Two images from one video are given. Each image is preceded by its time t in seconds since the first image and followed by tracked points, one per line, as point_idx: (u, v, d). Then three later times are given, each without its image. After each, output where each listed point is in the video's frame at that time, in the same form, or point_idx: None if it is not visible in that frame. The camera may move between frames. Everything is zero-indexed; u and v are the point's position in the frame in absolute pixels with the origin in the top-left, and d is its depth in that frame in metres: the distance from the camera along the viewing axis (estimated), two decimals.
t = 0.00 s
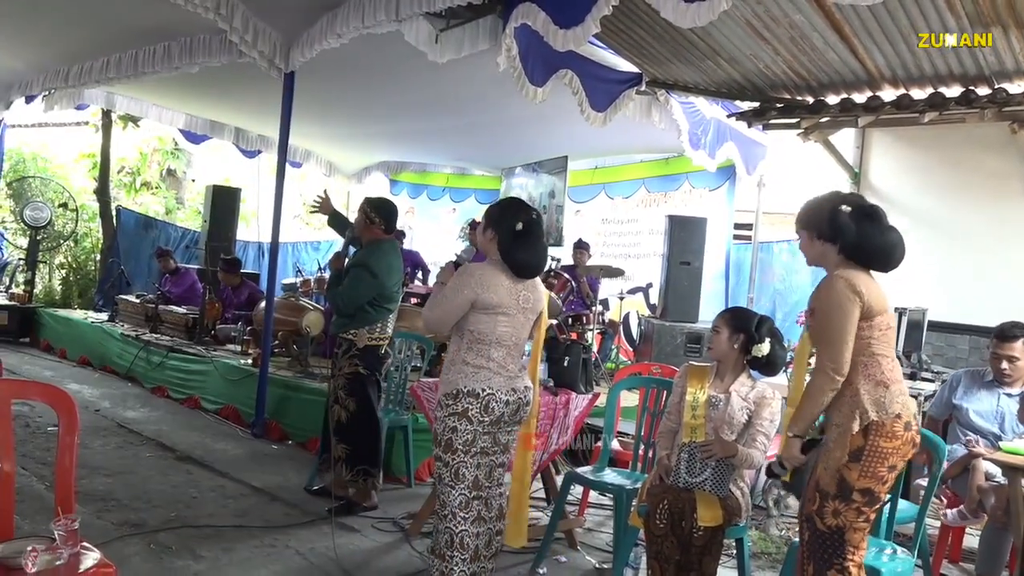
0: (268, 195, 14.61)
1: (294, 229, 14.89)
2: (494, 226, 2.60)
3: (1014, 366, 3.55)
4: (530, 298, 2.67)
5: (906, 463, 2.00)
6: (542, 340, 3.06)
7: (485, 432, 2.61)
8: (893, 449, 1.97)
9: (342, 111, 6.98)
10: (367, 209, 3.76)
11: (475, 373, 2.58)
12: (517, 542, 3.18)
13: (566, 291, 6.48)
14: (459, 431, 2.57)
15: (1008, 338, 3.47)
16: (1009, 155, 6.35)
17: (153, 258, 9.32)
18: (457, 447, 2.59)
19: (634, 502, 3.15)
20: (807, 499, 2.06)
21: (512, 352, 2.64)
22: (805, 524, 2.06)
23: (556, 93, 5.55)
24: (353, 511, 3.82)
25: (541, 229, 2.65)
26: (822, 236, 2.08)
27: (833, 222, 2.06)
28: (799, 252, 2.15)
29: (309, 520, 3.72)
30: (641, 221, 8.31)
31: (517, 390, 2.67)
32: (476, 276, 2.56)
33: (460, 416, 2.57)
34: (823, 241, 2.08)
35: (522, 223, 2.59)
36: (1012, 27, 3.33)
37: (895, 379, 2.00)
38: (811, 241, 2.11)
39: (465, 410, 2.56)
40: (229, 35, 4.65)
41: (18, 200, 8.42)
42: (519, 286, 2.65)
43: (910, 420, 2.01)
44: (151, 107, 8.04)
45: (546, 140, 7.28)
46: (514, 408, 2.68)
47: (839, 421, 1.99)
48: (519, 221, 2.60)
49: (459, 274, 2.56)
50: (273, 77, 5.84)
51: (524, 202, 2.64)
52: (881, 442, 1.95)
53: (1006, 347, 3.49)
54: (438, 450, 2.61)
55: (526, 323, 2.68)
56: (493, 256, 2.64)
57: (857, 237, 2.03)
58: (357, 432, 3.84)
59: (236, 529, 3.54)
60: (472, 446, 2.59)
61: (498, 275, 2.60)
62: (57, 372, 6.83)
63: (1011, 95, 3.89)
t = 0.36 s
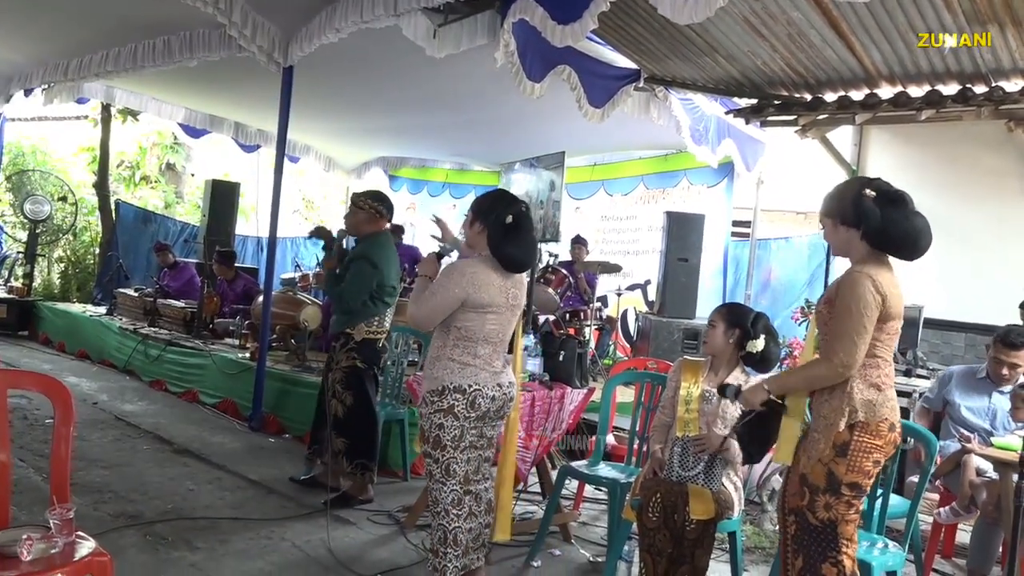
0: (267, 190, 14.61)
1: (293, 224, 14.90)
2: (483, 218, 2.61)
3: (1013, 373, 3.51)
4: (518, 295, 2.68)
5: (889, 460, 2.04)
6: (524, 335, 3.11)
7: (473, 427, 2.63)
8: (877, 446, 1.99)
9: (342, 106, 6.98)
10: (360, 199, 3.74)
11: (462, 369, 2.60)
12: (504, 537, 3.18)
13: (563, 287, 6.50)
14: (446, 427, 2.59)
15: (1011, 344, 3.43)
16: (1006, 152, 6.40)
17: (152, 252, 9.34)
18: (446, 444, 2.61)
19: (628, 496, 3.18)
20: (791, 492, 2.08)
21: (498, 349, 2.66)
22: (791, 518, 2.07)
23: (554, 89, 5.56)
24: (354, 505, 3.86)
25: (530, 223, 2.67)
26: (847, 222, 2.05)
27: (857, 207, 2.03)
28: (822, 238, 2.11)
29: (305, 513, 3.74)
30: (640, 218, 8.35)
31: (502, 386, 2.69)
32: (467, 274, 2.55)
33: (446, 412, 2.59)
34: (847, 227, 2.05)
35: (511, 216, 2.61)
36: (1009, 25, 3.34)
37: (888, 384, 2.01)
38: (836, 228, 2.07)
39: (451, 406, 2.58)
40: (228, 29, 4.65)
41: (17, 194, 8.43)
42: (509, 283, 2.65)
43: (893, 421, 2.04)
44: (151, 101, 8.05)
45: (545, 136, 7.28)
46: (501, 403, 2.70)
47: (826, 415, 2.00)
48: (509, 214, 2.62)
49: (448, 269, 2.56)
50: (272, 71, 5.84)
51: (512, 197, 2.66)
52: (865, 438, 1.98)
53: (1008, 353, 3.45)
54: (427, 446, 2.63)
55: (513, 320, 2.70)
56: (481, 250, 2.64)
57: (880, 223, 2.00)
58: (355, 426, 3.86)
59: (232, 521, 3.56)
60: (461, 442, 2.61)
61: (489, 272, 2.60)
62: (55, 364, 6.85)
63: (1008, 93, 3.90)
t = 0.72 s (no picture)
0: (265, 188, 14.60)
1: (292, 221, 14.90)
2: (477, 217, 2.60)
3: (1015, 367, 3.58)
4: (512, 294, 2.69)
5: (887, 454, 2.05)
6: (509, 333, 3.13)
7: (470, 426, 2.65)
8: (877, 441, 2.00)
9: (339, 103, 6.98)
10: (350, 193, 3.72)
11: (459, 371, 2.61)
12: (496, 528, 3.08)
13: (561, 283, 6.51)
14: (444, 428, 2.61)
15: (1015, 340, 3.45)
16: (1003, 145, 6.43)
17: (150, 251, 9.33)
18: (444, 443, 2.63)
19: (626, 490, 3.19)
20: (786, 488, 2.09)
21: (493, 348, 2.68)
22: (786, 513, 2.08)
23: (550, 85, 5.56)
24: (353, 501, 3.87)
25: (524, 224, 2.65)
26: (850, 217, 2.06)
27: (861, 202, 2.04)
28: (825, 233, 2.12)
29: (304, 510, 3.75)
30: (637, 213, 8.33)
31: (497, 384, 2.72)
32: (464, 278, 2.54)
33: (444, 414, 2.60)
34: (851, 223, 2.05)
35: (506, 216, 2.60)
36: (1004, 18, 3.35)
37: (887, 381, 2.03)
38: (837, 221, 2.08)
39: (449, 408, 2.59)
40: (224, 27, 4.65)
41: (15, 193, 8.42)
42: (504, 283, 2.66)
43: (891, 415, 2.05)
44: (148, 100, 8.04)
45: (542, 132, 7.28)
46: (496, 401, 2.73)
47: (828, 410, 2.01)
48: (503, 214, 2.61)
49: (443, 271, 2.55)
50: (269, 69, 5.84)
51: (508, 196, 2.65)
52: (866, 434, 1.98)
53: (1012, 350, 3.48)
54: (424, 447, 2.64)
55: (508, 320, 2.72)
56: (473, 250, 2.64)
57: (884, 219, 2.01)
58: (357, 422, 3.86)
59: (232, 518, 3.57)
60: (460, 441, 2.63)
61: (484, 275, 2.59)
62: (54, 364, 6.85)
63: (1003, 85, 3.91)
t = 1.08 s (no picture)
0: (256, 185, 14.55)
1: (282, 219, 14.86)
2: (465, 215, 2.60)
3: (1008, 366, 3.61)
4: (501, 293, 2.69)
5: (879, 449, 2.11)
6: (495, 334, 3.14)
7: (458, 426, 2.66)
8: (876, 437, 2.05)
9: (330, 101, 6.95)
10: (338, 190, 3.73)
11: (448, 370, 2.61)
12: (479, 524, 3.10)
13: (552, 281, 6.52)
14: (433, 428, 2.61)
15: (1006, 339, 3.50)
16: (992, 143, 6.46)
17: (140, 248, 9.29)
18: (434, 443, 2.63)
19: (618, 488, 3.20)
20: (782, 488, 2.09)
21: (482, 347, 2.68)
22: (782, 514, 2.09)
23: (542, 82, 5.56)
24: (345, 495, 3.85)
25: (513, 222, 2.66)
26: (842, 217, 2.07)
27: (854, 204, 2.05)
28: (813, 231, 2.13)
29: (296, 508, 3.75)
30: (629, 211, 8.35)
31: (486, 382, 2.72)
32: (452, 278, 2.53)
33: (433, 413, 2.61)
34: (842, 223, 2.06)
35: (495, 215, 2.60)
36: (993, 17, 3.37)
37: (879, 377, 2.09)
38: (828, 218, 2.09)
39: (438, 407, 2.60)
40: (215, 24, 4.63)
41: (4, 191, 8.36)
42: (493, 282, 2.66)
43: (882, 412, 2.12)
44: (137, 97, 8.00)
45: (534, 129, 7.28)
46: (485, 399, 2.74)
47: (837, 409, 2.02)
48: (492, 213, 2.61)
49: (432, 270, 2.54)
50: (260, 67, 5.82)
51: (496, 196, 2.64)
52: (867, 430, 2.03)
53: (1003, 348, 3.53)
54: (413, 446, 2.64)
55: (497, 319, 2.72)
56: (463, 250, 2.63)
57: (877, 223, 2.02)
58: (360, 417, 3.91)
59: (223, 517, 3.56)
60: (449, 440, 2.64)
61: (473, 275, 2.59)
62: (43, 362, 6.81)
63: (993, 84, 3.93)
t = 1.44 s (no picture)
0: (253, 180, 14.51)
1: (279, 215, 14.82)
2: (456, 208, 2.61)
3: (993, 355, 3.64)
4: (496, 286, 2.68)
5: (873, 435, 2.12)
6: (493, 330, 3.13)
7: (457, 421, 2.65)
8: (872, 423, 2.06)
9: (328, 96, 6.93)
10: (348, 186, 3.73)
11: (445, 365, 2.61)
12: (480, 521, 3.10)
13: (551, 276, 6.51)
14: (431, 423, 2.61)
15: (988, 327, 3.53)
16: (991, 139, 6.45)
17: (137, 244, 9.26)
18: (432, 438, 2.63)
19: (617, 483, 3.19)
20: (783, 479, 2.08)
21: (479, 341, 2.67)
22: (784, 504, 2.09)
23: (540, 77, 5.54)
24: (358, 498, 3.78)
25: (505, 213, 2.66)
26: (839, 210, 2.06)
27: (850, 198, 2.05)
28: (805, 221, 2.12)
29: (295, 504, 3.74)
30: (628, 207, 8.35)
31: (485, 377, 2.71)
32: (445, 271, 2.52)
33: (430, 409, 2.60)
34: (838, 216, 2.06)
35: (485, 206, 2.61)
36: (992, 12, 3.36)
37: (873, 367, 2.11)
38: (823, 210, 2.08)
39: (436, 402, 2.59)
40: (211, 18, 4.61)
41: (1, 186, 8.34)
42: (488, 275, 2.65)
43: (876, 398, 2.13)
44: (134, 92, 7.97)
45: (532, 124, 7.26)
46: (483, 394, 2.73)
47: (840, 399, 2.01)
48: (482, 204, 2.61)
49: (424, 264, 2.54)
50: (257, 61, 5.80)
51: (488, 187, 2.64)
52: (865, 418, 2.03)
53: (988, 337, 3.54)
54: (412, 441, 2.64)
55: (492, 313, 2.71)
56: (456, 243, 2.63)
57: (873, 220, 2.01)
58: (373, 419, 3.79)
59: (221, 513, 3.55)
60: (447, 436, 2.63)
61: (466, 267, 2.58)
62: (41, 358, 6.80)
63: (991, 80, 3.92)
